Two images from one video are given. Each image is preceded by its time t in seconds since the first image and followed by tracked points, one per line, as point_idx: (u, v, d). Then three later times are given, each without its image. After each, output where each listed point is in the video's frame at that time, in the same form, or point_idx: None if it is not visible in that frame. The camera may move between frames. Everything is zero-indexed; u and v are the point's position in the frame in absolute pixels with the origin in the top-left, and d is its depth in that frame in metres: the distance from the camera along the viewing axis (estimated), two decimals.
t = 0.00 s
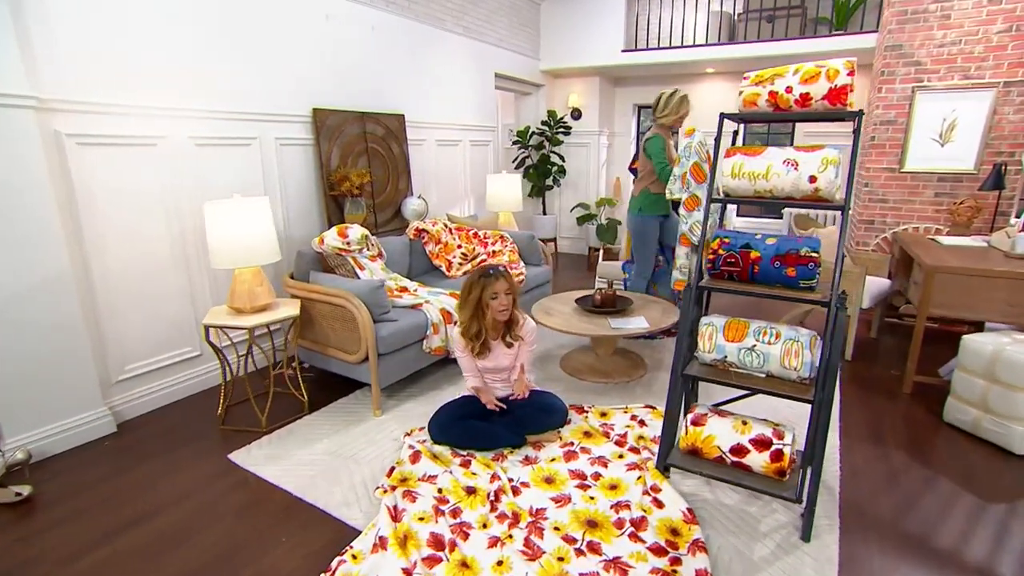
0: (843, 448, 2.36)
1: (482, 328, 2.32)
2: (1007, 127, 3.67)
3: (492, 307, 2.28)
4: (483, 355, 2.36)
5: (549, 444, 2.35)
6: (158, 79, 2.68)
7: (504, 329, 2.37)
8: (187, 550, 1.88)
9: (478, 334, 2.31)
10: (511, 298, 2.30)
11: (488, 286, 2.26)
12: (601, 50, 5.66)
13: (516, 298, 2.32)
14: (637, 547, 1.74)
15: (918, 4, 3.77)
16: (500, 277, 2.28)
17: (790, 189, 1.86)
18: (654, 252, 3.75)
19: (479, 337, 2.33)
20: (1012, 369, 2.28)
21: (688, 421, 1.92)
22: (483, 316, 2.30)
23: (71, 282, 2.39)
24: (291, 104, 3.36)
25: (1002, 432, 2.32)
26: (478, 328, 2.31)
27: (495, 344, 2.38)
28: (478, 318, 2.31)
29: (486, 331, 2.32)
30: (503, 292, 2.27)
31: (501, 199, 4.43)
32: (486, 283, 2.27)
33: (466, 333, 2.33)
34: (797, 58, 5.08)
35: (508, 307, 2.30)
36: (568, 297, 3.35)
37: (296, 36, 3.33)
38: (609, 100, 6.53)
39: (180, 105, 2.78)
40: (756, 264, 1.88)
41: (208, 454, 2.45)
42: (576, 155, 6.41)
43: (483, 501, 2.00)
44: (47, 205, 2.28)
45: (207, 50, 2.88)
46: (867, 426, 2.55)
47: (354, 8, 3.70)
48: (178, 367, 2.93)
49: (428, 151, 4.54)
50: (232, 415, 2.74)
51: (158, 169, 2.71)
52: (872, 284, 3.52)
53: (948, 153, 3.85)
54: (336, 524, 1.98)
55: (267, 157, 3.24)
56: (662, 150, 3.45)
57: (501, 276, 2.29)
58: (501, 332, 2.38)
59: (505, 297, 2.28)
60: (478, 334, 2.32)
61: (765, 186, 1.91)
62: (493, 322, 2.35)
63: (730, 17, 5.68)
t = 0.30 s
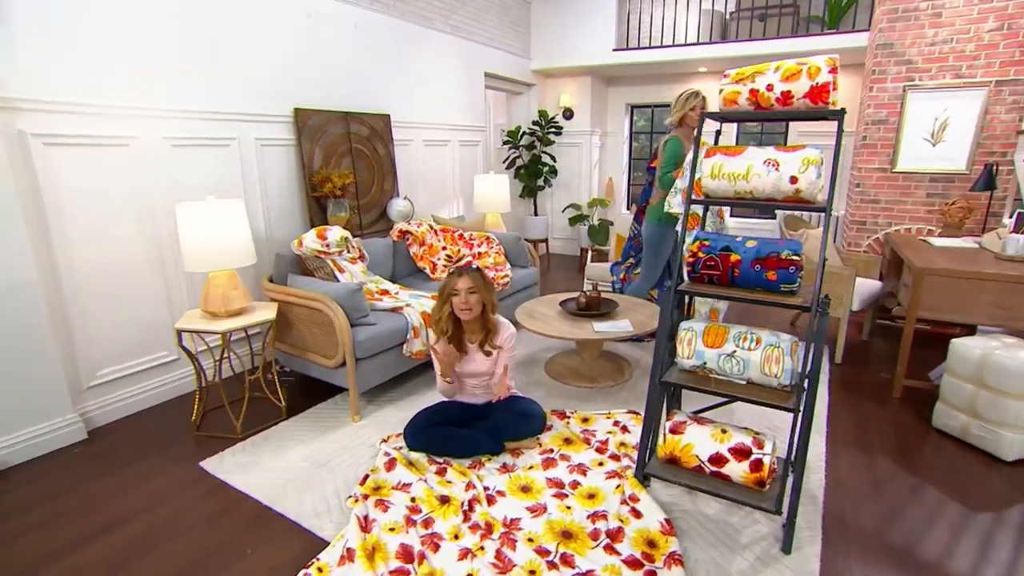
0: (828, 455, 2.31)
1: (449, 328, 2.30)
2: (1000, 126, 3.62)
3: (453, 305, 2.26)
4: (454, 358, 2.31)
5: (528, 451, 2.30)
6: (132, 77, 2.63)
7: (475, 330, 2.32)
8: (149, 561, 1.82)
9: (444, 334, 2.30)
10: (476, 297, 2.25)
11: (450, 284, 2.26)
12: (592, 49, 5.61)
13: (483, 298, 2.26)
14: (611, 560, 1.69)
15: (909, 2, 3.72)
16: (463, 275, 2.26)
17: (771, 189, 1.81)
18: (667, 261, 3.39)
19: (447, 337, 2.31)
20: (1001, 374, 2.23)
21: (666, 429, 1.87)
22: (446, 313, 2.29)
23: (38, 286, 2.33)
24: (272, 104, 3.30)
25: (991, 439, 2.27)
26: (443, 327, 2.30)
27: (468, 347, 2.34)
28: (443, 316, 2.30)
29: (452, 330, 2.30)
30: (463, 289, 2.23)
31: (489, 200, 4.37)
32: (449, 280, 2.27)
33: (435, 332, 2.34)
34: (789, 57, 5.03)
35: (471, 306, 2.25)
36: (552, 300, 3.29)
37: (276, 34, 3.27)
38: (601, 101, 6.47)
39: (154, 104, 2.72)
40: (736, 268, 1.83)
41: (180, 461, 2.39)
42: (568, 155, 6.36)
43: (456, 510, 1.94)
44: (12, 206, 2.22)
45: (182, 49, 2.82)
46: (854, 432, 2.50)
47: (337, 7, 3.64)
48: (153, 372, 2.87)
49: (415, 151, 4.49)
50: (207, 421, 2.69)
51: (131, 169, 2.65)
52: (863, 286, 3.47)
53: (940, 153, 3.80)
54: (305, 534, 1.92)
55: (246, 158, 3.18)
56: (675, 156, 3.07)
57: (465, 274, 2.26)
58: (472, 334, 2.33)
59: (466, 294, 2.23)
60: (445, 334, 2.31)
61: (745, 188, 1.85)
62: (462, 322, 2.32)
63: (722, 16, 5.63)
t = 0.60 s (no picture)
0: (811, 461, 2.26)
1: (425, 332, 2.25)
2: (988, 126, 3.59)
3: (428, 308, 2.21)
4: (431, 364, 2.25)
5: (505, 458, 2.25)
6: (102, 76, 2.57)
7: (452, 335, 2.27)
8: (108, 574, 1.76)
9: (421, 338, 2.25)
10: (450, 300, 2.20)
11: (424, 286, 2.22)
12: (582, 49, 5.56)
13: (457, 300, 2.22)
14: (582, 572, 1.64)
15: None
16: (437, 278, 2.22)
17: (748, 190, 1.76)
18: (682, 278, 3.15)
19: (422, 340, 2.26)
20: (986, 378, 2.19)
21: (641, 436, 1.82)
22: (421, 316, 2.24)
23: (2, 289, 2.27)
24: (251, 104, 3.24)
25: (977, 444, 2.23)
26: (419, 331, 2.25)
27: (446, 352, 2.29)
28: (419, 321, 2.25)
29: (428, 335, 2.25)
30: (437, 291, 2.19)
31: (475, 201, 4.33)
32: (423, 282, 2.23)
33: (410, 335, 2.29)
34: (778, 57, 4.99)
35: (446, 309, 2.20)
36: (536, 302, 3.24)
37: (254, 32, 3.21)
38: (592, 100, 6.42)
39: (126, 103, 2.66)
40: (712, 271, 1.78)
41: (148, 468, 2.33)
42: (558, 155, 6.32)
43: (427, 520, 1.89)
44: None
45: (157, 47, 2.76)
46: (838, 436, 2.46)
47: (318, 5, 3.59)
48: (125, 377, 2.81)
49: (400, 152, 4.43)
50: (179, 427, 2.63)
51: (100, 170, 2.59)
52: (850, 287, 3.43)
53: (928, 153, 3.77)
54: (270, 546, 1.86)
55: (223, 159, 3.13)
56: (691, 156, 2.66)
57: (439, 277, 2.22)
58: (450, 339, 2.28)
59: (440, 296, 2.19)
60: (421, 338, 2.26)
61: (722, 189, 1.81)
62: (438, 326, 2.27)
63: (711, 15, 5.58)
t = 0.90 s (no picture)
0: (794, 466, 2.22)
1: (401, 336, 2.20)
2: (976, 125, 3.55)
3: (404, 312, 2.15)
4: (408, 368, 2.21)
5: (482, 465, 2.20)
6: (73, 75, 2.51)
7: (429, 338, 2.23)
8: None
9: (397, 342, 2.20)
10: (425, 303, 2.15)
11: (399, 289, 2.16)
12: (571, 48, 5.52)
13: (433, 303, 2.16)
14: None
15: None
16: (412, 280, 2.16)
17: (724, 191, 1.71)
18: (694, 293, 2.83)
19: (398, 345, 2.21)
20: (971, 381, 2.15)
21: (616, 443, 1.78)
22: (397, 320, 2.19)
23: None
24: (229, 104, 3.19)
25: (961, 449, 2.19)
26: (395, 335, 2.20)
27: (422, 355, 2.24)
28: (394, 324, 2.20)
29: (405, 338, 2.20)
30: (412, 295, 2.13)
31: (461, 202, 4.28)
32: (398, 285, 2.17)
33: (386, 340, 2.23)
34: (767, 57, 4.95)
35: (421, 312, 2.15)
36: (519, 304, 3.20)
37: (233, 30, 3.16)
38: (583, 100, 6.38)
39: (98, 102, 2.60)
40: (688, 274, 1.73)
41: (117, 475, 2.28)
42: (548, 155, 6.28)
43: (397, 529, 1.85)
44: None
45: (130, 46, 2.71)
46: (822, 441, 2.41)
47: (298, 3, 3.54)
48: (97, 382, 2.75)
49: (385, 152, 4.38)
50: (152, 433, 2.58)
51: (70, 171, 2.53)
52: (837, 288, 3.40)
53: (917, 153, 3.73)
54: (236, 556, 1.81)
55: (201, 159, 3.07)
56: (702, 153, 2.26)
57: (414, 279, 2.16)
58: (427, 342, 2.23)
59: (415, 300, 2.13)
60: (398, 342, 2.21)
61: (698, 189, 1.76)
62: (414, 329, 2.22)
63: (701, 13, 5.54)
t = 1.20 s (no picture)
0: (767, 470, 2.20)
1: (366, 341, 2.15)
2: (950, 126, 3.57)
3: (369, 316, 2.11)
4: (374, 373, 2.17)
5: (450, 471, 2.16)
6: (30, 73, 2.43)
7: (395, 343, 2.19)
8: None
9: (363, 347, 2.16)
10: (391, 307, 2.10)
11: (364, 293, 2.12)
12: (552, 47, 5.49)
13: (398, 307, 2.12)
14: None
15: None
16: (376, 284, 2.11)
17: (689, 191, 1.68)
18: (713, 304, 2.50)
19: (364, 349, 2.17)
20: (942, 381, 2.14)
21: (582, 449, 1.74)
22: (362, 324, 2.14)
23: None
24: (197, 103, 3.12)
25: (932, 450, 2.18)
26: (360, 339, 2.16)
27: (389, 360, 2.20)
28: (360, 329, 2.15)
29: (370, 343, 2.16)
30: (376, 299, 2.08)
31: (439, 203, 4.23)
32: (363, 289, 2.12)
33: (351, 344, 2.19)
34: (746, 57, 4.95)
35: (386, 317, 2.10)
36: (495, 306, 3.16)
37: (200, 27, 3.09)
38: (565, 100, 6.35)
39: (57, 101, 2.52)
40: (654, 276, 1.70)
41: (74, 486, 2.20)
42: (530, 155, 6.25)
43: (359, 538, 1.79)
44: None
45: (91, 44, 2.63)
46: (797, 443, 2.39)
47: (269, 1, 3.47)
48: (56, 390, 2.66)
49: (362, 152, 4.32)
50: (112, 443, 2.50)
51: (27, 171, 2.45)
52: (814, 289, 3.39)
53: (893, 153, 3.74)
54: (191, 570, 1.75)
55: (167, 160, 3.00)
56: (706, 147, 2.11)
57: (379, 283, 2.11)
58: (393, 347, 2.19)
59: (380, 305, 2.08)
60: (363, 347, 2.17)
61: (664, 189, 1.73)
62: (380, 334, 2.17)
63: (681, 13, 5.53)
